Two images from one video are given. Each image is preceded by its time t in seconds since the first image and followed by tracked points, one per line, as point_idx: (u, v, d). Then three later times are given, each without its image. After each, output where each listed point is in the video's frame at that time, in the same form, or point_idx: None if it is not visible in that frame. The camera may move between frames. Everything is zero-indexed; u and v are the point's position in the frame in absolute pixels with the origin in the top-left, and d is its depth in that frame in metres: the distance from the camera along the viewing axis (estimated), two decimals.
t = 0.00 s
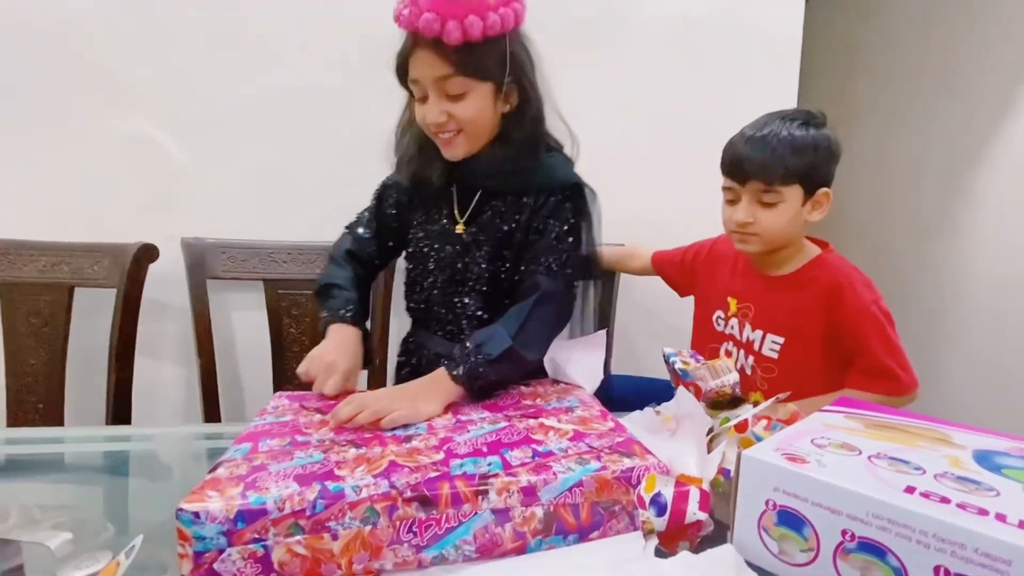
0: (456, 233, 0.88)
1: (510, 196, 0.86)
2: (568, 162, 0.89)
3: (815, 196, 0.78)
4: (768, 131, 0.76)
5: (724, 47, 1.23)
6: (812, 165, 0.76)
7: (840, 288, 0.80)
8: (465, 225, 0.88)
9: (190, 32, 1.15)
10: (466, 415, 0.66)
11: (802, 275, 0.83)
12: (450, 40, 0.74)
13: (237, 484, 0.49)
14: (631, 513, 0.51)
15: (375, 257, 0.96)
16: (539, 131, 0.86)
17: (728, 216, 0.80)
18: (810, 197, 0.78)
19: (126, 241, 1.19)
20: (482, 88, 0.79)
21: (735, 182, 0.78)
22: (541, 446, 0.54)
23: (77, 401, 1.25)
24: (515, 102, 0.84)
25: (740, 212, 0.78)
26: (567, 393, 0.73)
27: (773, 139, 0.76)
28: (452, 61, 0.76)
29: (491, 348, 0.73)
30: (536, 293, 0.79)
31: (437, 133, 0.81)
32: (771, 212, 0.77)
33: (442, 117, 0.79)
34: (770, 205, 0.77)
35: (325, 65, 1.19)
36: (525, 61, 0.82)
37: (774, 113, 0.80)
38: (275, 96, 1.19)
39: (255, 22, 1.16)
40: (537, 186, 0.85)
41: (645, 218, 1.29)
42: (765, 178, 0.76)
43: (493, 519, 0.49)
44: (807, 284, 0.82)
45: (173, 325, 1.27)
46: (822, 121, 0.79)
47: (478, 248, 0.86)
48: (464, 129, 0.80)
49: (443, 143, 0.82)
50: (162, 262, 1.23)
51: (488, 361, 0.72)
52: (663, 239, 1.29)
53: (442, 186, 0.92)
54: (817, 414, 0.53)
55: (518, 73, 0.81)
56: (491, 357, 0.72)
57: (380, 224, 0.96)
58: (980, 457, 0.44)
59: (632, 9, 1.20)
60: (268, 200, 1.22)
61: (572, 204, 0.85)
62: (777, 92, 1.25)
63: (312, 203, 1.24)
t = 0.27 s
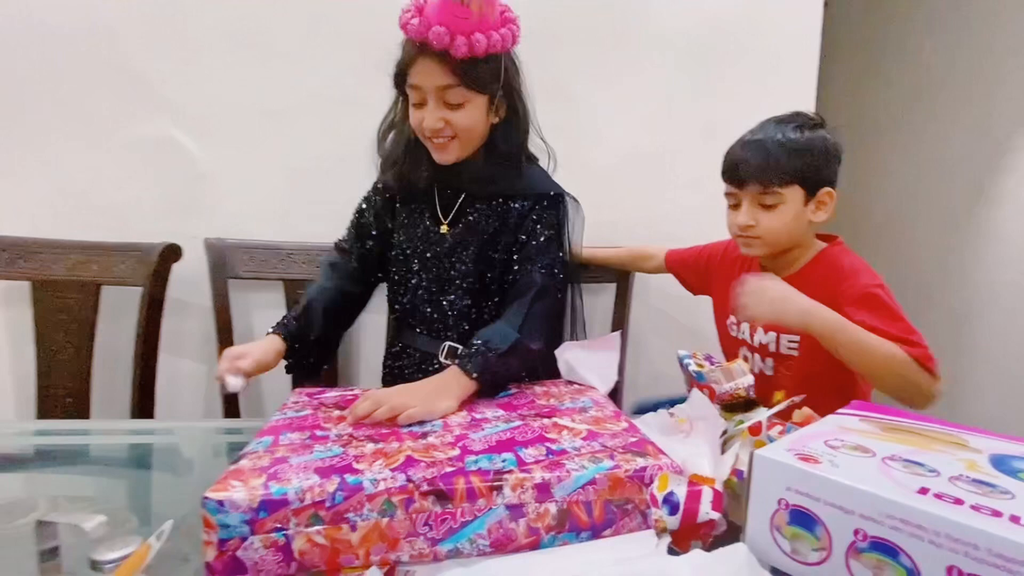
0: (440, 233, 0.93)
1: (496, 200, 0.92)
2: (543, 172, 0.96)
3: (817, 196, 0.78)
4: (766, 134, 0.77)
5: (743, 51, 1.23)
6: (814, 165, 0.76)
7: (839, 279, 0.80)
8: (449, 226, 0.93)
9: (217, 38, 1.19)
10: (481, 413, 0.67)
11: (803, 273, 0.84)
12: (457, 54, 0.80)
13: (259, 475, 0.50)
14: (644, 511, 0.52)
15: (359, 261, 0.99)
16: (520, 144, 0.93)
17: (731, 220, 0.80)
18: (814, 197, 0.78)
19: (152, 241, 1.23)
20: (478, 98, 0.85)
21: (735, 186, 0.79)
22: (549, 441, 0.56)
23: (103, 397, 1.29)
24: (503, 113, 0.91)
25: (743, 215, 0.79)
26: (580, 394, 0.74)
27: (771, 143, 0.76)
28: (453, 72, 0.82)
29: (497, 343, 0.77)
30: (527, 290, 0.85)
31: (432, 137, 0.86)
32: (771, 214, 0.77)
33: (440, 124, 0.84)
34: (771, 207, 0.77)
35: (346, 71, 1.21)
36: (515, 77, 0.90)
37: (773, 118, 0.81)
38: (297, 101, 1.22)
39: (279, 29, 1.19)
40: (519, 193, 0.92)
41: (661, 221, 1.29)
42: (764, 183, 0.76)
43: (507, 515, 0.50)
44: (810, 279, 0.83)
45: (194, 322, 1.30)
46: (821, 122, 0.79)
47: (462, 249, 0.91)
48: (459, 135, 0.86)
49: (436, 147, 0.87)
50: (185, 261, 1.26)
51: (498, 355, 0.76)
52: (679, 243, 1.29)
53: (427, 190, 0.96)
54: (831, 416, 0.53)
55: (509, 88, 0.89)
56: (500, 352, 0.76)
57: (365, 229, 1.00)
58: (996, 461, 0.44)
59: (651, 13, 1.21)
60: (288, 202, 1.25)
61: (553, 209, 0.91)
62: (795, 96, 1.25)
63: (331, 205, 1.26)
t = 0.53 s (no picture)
0: (449, 228, 0.94)
1: (504, 196, 0.92)
2: (549, 171, 0.96)
3: (837, 206, 0.77)
4: (782, 144, 0.76)
5: (766, 42, 1.21)
6: (831, 173, 0.75)
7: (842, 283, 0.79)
8: (457, 221, 0.94)
9: (239, 39, 1.21)
10: (501, 408, 0.68)
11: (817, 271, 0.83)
12: (466, 58, 0.81)
13: (284, 468, 0.51)
14: (664, 507, 0.52)
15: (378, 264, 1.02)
16: (524, 141, 0.94)
17: (749, 230, 0.79)
18: (832, 207, 0.77)
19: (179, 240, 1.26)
20: (485, 99, 0.85)
21: (753, 198, 0.78)
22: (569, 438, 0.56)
23: (133, 392, 1.32)
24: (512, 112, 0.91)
25: (759, 225, 0.77)
26: (600, 390, 0.73)
27: (787, 152, 0.75)
28: (461, 74, 0.82)
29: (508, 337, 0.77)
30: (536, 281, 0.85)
31: (442, 138, 0.87)
32: (788, 224, 0.76)
33: (450, 125, 0.85)
34: (789, 217, 0.76)
35: (364, 69, 1.22)
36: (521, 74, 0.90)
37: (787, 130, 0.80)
38: (317, 100, 1.23)
39: (298, 29, 1.21)
40: (526, 188, 0.92)
41: (681, 216, 1.28)
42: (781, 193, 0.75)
43: (527, 509, 0.50)
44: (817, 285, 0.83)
45: (220, 319, 1.32)
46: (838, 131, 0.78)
47: (471, 245, 0.92)
48: (468, 136, 0.87)
49: (446, 148, 0.88)
50: (210, 259, 1.29)
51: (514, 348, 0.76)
52: (700, 238, 1.28)
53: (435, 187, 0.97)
54: (857, 414, 0.52)
55: (516, 87, 0.90)
56: (516, 344, 0.77)
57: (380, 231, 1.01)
58: None
59: (671, 6, 1.20)
60: (310, 200, 1.27)
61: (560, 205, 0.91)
62: (819, 88, 1.22)
63: (352, 203, 1.28)
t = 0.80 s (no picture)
0: (454, 226, 0.94)
1: (508, 194, 0.93)
2: (554, 168, 0.96)
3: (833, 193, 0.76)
4: (779, 129, 0.75)
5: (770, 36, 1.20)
6: (829, 161, 0.74)
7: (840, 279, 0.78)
8: (463, 219, 0.93)
9: (241, 35, 1.21)
10: (503, 404, 0.68)
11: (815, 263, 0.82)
12: (470, 57, 0.80)
13: (287, 464, 0.52)
14: (667, 505, 0.51)
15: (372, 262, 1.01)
16: (529, 140, 0.93)
17: (743, 219, 0.78)
18: (828, 196, 0.76)
19: (183, 237, 1.26)
20: (491, 98, 0.85)
21: (748, 186, 0.77)
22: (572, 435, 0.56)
23: (137, 388, 1.33)
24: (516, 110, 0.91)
25: (754, 213, 0.76)
26: (604, 388, 0.73)
27: (784, 138, 0.74)
28: (466, 73, 0.82)
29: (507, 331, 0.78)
30: (539, 274, 0.85)
31: (446, 137, 0.86)
32: (783, 211, 0.75)
33: (454, 124, 0.84)
34: (784, 205, 0.75)
35: (367, 65, 1.22)
36: (523, 72, 0.90)
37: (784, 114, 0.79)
38: (319, 96, 1.23)
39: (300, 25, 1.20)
40: (531, 185, 0.92)
41: (684, 213, 1.27)
42: (776, 179, 0.74)
43: (528, 506, 0.50)
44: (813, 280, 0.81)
45: (223, 315, 1.33)
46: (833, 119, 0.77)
47: (477, 241, 0.92)
48: (472, 135, 0.86)
49: (450, 146, 0.88)
50: (213, 256, 1.29)
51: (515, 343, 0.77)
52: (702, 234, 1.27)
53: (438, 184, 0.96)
54: (861, 411, 0.52)
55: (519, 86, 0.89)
56: (518, 339, 0.77)
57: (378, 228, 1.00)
58: None
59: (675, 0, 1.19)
60: (312, 196, 1.27)
61: (566, 202, 0.92)
62: (824, 83, 1.21)
63: (355, 200, 1.27)
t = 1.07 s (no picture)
0: (456, 224, 0.93)
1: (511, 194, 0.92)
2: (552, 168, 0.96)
3: (826, 181, 0.76)
4: (772, 116, 0.74)
5: (776, 29, 1.19)
6: (822, 148, 0.74)
7: (835, 269, 0.78)
8: (465, 217, 0.93)
9: (242, 30, 1.20)
10: (503, 401, 0.67)
11: (810, 256, 0.81)
12: (481, 54, 0.80)
13: (285, 461, 0.51)
14: (667, 503, 0.51)
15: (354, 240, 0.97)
16: (530, 140, 0.93)
17: (735, 214, 0.77)
18: (822, 183, 0.76)
19: (184, 234, 1.26)
20: (496, 96, 0.85)
21: (739, 178, 0.75)
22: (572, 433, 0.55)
23: (139, 384, 1.33)
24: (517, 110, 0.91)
25: (748, 209, 0.75)
26: (603, 384, 0.73)
27: (777, 125, 0.73)
28: (475, 71, 0.82)
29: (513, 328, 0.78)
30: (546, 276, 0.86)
31: (448, 133, 0.86)
32: (778, 207, 0.75)
33: (458, 120, 0.84)
34: (778, 198, 0.74)
35: (368, 61, 1.22)
36: (526, 73, 0.90)
37: (772, 97, 0.78)
38: (320, 92, 1.23)
39: (301, 21, 1.20)
40: (530, 185, 0.93)
41: (687, 210, 1.27)
42: (770, 171, 0.73)
43: (527, 504, 0.50)
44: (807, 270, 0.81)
45: (225, 312, 1.33)
46: (821, 101, 0.77)
47: (480, 241, 0.92)
48: (474, 131, 0.86)
49: (450, 142, 0.87)
50: (215, 253, 1.29)
51: (519, 340, 0.77)
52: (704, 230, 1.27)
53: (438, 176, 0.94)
54: (867, 408, 0.52)
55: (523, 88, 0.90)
56: (519, 331, 0.77)
57: (364, 209, 0.96)
58: None
59: None
60: (314, 193, 1.27)
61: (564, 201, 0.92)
62: (828, 78, 1.21)
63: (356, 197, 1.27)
